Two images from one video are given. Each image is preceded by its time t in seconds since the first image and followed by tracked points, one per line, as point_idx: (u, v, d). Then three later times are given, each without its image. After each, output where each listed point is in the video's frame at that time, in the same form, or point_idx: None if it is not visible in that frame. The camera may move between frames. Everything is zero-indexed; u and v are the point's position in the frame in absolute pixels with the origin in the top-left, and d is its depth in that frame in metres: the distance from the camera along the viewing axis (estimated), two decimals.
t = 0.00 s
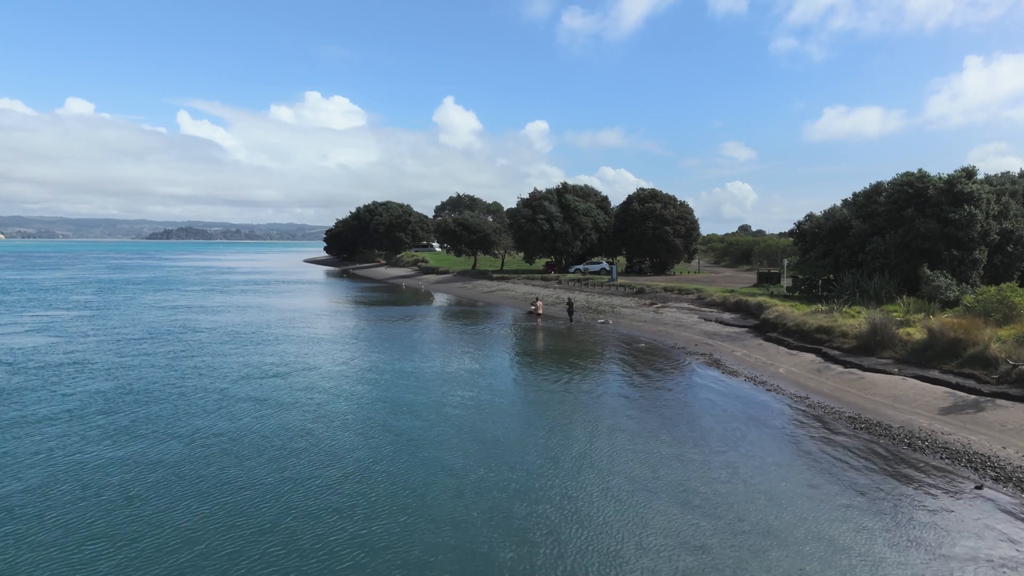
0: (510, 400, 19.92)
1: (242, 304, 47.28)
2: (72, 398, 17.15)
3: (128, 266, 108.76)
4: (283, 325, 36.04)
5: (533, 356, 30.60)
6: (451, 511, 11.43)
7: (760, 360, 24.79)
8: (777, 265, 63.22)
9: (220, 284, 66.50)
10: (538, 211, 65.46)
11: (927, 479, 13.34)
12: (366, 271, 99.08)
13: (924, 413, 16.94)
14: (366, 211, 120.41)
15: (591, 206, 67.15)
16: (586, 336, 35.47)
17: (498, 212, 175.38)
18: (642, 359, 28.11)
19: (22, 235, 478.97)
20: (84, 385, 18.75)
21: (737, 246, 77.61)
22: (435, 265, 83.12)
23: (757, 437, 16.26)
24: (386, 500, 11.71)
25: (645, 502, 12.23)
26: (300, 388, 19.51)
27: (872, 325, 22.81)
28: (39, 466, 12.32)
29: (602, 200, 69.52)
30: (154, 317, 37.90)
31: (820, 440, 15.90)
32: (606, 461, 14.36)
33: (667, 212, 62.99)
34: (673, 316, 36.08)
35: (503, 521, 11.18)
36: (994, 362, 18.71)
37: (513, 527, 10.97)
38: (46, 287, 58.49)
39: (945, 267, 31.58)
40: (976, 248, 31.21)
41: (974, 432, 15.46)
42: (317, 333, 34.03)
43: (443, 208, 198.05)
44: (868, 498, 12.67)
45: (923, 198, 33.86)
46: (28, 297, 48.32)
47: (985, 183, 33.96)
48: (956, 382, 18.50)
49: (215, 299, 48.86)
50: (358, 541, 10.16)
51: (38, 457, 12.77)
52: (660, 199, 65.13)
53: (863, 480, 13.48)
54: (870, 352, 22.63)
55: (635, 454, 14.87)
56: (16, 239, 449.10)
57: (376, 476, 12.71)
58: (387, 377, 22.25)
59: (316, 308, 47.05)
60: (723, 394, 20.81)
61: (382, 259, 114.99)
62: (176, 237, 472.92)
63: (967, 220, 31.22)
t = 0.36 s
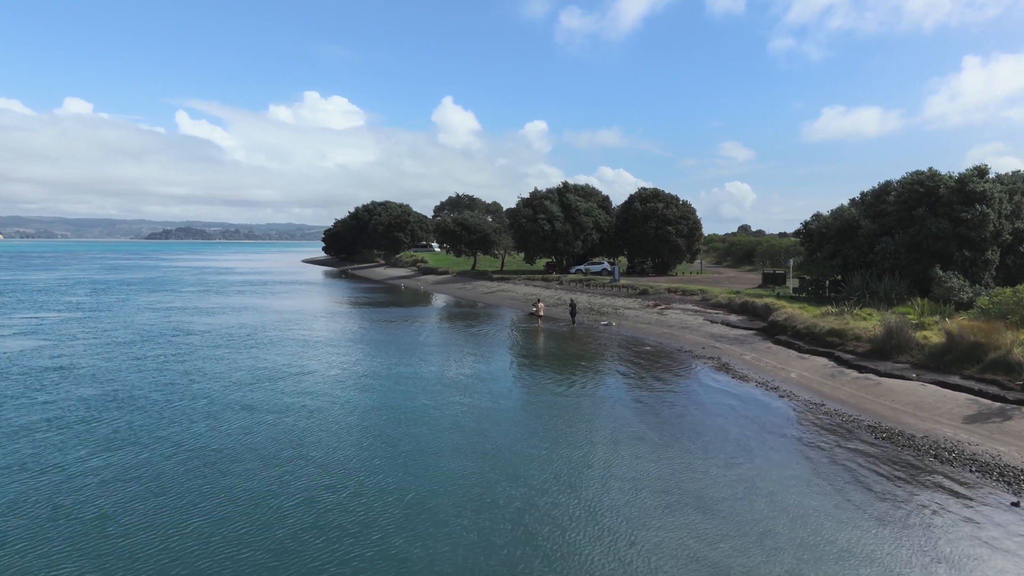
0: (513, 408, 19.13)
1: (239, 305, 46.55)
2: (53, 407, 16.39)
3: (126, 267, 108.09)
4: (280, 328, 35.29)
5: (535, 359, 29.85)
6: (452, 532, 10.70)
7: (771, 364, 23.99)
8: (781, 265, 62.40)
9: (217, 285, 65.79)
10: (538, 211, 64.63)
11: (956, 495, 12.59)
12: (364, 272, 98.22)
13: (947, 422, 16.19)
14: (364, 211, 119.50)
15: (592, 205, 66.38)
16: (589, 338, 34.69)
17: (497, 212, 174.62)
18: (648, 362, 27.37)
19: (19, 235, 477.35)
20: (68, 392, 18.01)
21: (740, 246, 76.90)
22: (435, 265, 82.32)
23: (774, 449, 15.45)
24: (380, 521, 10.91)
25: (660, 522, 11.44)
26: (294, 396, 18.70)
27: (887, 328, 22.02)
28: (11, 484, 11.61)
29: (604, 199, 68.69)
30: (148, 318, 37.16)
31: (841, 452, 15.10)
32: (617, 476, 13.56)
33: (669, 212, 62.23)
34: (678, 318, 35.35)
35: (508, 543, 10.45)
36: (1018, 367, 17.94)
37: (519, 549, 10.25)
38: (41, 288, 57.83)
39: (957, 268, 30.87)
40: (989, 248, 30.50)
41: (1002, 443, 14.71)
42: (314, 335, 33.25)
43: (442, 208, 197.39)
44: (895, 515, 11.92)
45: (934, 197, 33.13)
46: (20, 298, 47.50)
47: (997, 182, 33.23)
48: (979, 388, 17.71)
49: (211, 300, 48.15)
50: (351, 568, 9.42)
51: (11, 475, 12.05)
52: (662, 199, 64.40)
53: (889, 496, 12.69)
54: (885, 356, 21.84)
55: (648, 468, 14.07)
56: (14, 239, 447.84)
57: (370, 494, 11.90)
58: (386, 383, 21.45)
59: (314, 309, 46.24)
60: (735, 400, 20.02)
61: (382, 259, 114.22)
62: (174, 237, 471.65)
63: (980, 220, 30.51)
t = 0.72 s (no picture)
0: (516, 417, 18.28)
1: (235, 306, 45.68)
2: (31, 422, 15.53)
3: (122, 267, 107.09)
4: (275, 330, 34.42)
5: (538, 362, 29.04)
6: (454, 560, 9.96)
7: (782, 368, 23.17)
8: (784, 265, 61.68)
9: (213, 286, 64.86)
10: (539, 210, 63.79)
11: (991, 513, 11.82)
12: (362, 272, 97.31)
13: (974, 432, 15.41)
14: (363, 211, 118.64)
15: (594, 205, 65.58)
16: (592, 340, 33.85)
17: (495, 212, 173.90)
18: (655, 365, 26.57)
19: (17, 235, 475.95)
20: (48, 404, 17.14)
21: (742, 246, 76.21)
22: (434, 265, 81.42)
23: (792, 462, 14.64)
24: (374, 550, 10.18)
25: (675, 545, 10.65)
26: (286, 405, 17.89)
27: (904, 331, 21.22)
28: None
29: (605, 199, 67.89)
30: (140, 320, 36.32)
31: (864, 466, 14.28)
32: (625, 492, 12.78)
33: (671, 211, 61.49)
34: (684, 320, 34.57)
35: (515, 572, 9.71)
36: None
37: None
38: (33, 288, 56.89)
39: (969, 268, 30.11)
40: (1002, 248, 29.75)
41: None
42: (311, 338, 32.40)
43: (440, 208, 196.51)
44: (929, 538, 11.14)
45: (946, 196, 32.37)
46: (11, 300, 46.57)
47: (1010, 181, 32.48)
48: (1005, 395, 16.93)
49: (206, 302, 47.29)
50: None
51: None
52: (665, 198, 63.65)
53: (920, 516, 11.87)
54: (902, 361, 21.04)
55: (659, 483, 13.30)
56: (12, 239, 446.24)
57: (364, 520, 11.12)
58: (382, 390, 20.63)
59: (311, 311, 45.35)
60: (746, 407, 19.25)
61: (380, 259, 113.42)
62: (172, 237, 470.45)
63: (993, 220, 29.75)
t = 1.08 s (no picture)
0: (520, 426, 17.48)
1: (231, 308, 44.85)
2: (8, 435, 14.73)
3: (118, 267, 106.07)
4: (272, 332, 33.61)
5: (541, 365, 28.24)
6: None
7: (795, 372, 22.37)
8: (789, 265, 60.93)
9: (210, 286, 64.04)
10: (540, 210, 62.98)
11: None
12: (361, 272, 96.52)
13: (1004, 442, 14.65)
14: (361, 211, 117.79)
15: (595, 204, 64.80)
16: (597, 343, 33.05)
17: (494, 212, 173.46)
18: (662, 368, 25.75)
19: (15, 235, 474.53)
20: (30, 414, 16.33)
21: (744, 246, 75.58)
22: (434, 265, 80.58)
23: (813, 475, 13.85)
24: None
25: (695, 570, 9.89)
26: (280, 416, 17.03)
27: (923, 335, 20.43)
28: None
29: (607, 198, 67.09)
30: (133, 322, 35.49)
31: (891, 479, 13.50)
32: (638, 512, 11.98)
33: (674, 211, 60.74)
34: (690, 322, 33.79)
35: None
36: None
37: None
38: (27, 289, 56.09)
39: (983, 269, 29.36)
40: (1017, 249, 28.99)
41: None
42: (308, 340, 31.58)
43: (440, 208, 196.00)
44: (967, 561, 10.39)
45: (958, 195, 31.61)
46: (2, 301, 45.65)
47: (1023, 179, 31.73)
48: None
49: (201, 303, 46.44)
50: None
51: None
52: (667, 198, 62.91)
53: (956, 536, 11.10)
54: (922, 366, 20.25)
55: (674, 501, 12.52)
56: (10, 239, 444.88)
57: (361, 546, 10.33)
58: (382, 397, 19.82)
59: (308, 312, 44.49)
60: (760, 413, 18.47)
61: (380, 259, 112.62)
62: (170, 237, 469.23)
63: (1008, 219, 29.00)
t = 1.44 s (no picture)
0: (525, 436, 16.67)
1: (227, 309, 44.04)
2: None
3: (115, 267, 105.19)
4: (268, 334, 32.83)
5: (545, 369, 27.46)
6: None
7: (809, 377, 21.57)
8: (793, 266, 60.27)
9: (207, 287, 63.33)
10: (541, 209, 62.18)
11: None
12: (360, 272, 95.69)
13: None
14: (361, 210, 116.96)
15: (597, 204, 64.01)
16: (600, 345, 32.27)
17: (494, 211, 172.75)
18: (669, 372, 24.95)
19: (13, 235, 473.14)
20: (9, 426, 15.50)
21: (747, 246, 74.84)
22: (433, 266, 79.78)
23: (838, 491, 13.07)
24: None
25: None
26: (277, 423, 16.37)
27: (943, 339, 19.63)
28: None
29: (609, 198, 66.34)
30: (126, 323, 34.72)
31: (921, 495, 12.70)
32: (654, 536, 11.15)
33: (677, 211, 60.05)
34: (696, 323, 33.02)
35: None
36: None
37: None
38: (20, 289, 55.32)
39: (998, 269, 28.57)
40: None
41: None
42: (304, 343, 30.79)
43: (439, 208, 195.12)
44: None
45: (972, 194, 30.83)
46: None
47: None
48: None
49: (197, 304, 45.62)
50: None
51: None
52: (670, 197, 62.16)
53: (1001, 561, 10.27)
54: (943, 371, 19.45)
55: (691, 520, 11.77)
56: (8, 239, 443.48)
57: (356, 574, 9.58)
58: (382, 405, 19.04)
59: (306, 314, 43.68)
60: (775, 421, 17.69)
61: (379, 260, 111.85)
62: (169, 237, 468.00)
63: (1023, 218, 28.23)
